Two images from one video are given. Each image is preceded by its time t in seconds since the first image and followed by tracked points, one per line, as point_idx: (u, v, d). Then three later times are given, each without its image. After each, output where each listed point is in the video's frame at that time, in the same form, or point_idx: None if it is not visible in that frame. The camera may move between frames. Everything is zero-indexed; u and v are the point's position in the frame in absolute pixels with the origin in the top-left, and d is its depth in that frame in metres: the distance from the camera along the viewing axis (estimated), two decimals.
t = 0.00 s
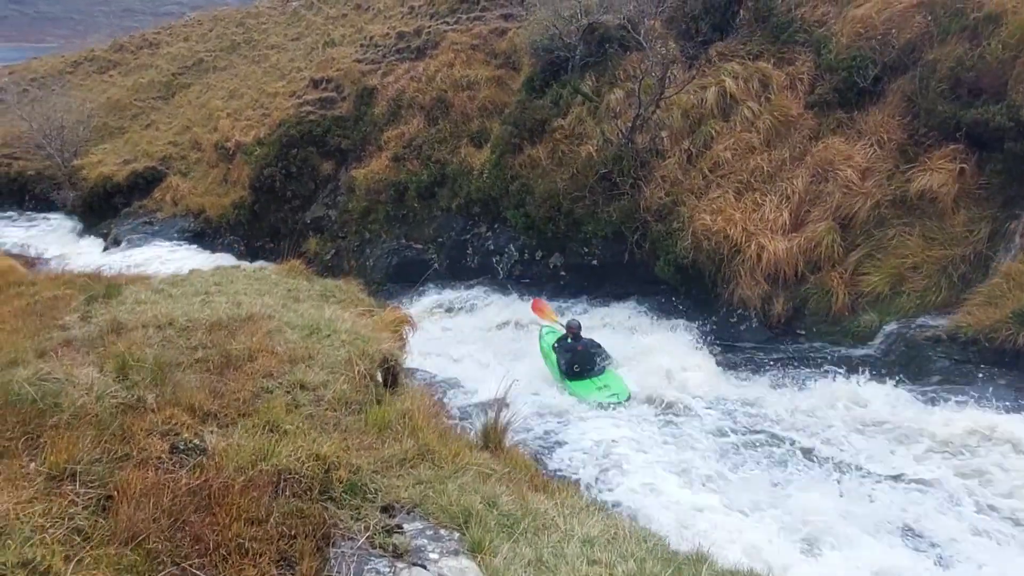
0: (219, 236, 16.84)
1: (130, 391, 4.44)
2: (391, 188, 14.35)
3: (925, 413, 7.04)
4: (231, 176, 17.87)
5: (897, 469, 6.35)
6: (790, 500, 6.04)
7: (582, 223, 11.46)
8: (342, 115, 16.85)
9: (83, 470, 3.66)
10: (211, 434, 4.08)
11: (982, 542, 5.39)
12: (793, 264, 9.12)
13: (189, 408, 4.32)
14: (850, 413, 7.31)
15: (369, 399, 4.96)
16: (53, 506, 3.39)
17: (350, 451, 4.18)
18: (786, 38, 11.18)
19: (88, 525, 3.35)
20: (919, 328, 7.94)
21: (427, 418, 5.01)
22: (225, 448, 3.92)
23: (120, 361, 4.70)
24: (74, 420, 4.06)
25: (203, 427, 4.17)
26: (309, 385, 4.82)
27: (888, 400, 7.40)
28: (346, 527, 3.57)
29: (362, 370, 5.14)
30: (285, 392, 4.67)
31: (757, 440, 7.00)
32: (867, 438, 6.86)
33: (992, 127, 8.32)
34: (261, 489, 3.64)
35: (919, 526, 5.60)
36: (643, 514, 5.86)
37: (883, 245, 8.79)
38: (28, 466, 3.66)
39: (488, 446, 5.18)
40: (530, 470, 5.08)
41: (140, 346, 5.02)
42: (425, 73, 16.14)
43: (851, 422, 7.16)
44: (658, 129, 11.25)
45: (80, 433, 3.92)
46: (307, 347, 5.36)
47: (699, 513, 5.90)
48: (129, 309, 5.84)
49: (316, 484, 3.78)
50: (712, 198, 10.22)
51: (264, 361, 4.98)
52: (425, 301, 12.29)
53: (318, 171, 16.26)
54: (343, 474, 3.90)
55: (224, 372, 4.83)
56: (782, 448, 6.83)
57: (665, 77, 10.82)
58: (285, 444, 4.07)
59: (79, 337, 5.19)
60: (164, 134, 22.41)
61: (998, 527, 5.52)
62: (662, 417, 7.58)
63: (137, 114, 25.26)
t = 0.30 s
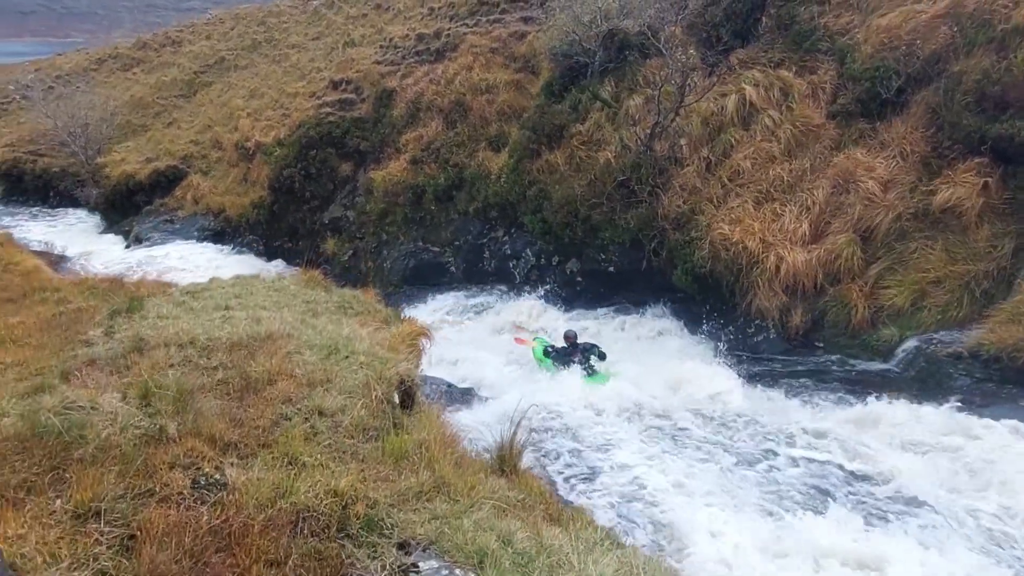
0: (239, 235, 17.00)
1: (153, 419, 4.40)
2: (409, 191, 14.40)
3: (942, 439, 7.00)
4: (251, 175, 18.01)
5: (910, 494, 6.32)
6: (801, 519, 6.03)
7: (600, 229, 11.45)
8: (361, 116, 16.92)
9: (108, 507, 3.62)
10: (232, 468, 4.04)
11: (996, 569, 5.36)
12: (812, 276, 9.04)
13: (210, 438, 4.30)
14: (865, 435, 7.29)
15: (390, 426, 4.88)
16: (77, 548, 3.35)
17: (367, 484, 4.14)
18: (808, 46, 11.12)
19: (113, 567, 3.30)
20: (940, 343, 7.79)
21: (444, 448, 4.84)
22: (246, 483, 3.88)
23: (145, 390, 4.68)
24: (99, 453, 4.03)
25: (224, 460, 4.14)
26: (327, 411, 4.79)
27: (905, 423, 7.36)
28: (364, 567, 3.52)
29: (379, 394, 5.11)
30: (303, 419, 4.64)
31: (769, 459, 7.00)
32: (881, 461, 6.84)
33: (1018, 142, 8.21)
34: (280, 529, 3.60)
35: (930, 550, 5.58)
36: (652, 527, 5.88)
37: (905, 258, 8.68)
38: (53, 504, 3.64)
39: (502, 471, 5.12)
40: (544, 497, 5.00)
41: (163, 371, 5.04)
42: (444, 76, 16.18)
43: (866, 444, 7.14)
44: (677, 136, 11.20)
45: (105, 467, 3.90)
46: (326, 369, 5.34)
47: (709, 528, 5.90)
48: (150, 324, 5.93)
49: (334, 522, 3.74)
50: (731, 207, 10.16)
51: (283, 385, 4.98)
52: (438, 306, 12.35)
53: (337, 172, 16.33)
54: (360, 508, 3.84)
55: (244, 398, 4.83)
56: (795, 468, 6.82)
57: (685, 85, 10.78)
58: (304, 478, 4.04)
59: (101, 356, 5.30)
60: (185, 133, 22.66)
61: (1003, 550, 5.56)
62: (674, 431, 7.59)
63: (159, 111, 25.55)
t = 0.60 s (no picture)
0: (264, 235, 17.20)
1: (184, 446, 4.48)
2: (432, 195, 14.46)
3: (960, 458, 6.97)
4: (276, 176, 18.19)
5: (926, 516, 6.31)
6: (814, 541, 6.06)
7: (621, 237, 11.44)
8: (385, 120, 17.02)
9: (142, 540, 3.67)
10: (260, 499, 4.11)
11: None
12: (836, 290, 8.97)
13: (238, 467, 4.37)
14: (881, 453, 7.28)
15: (414, 456, 4.89)
16: None
17: (390, 514, 4.18)
18: (835, 57, 11.04)
19: None
20: (966, 362, 7.73)
21: (467, 477, 4.81)
22: (274, 515, 3.94)
23: (175, 415, 4.75)
24: (132, 483, 4.09)
25: (252, 489, 4.21)
26: (352, 437, 4.87)
27: (922, 441, 7.34)
28: None
29: (402, 418, 5.17)
30: (328, 447, 4.72)
31: (784, 478, 7.02)
32: (898, 480, 6.84)
33: None
34: (308, 564, 3.66)
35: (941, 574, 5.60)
36: (662, 548, 5.97)
37: (931, 275, 8.54)
38: (90, 535, 3.69)
39: (522, 495, 5.08)
40: (563, 523, 4.93)
41: (192, 395, 5.13)
42: (468, 80, 16.24)
43: (882, 463, 7.14)
44: (701, 146, 11.17)
45: (139, 498, 3.96)
46: (350, 393, 5.41)
47: (723, 552, 5.95)
48: (180, 340, 6.07)
49: (360, 556, 3.79)
50: (754, 218, 10.11)
51: (309, 410, 5.07)
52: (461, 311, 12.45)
53: (361, 174, 16.44)
54: (384, 542, 3.89)
55: (270, 424, 4.93)
56: (810, 489, 6.83)
57: (710, 96, 10.75)
58: (329, 509, 4.10)
59: (133, 374, 5.44)
60: (212, 133, 22.98)
61: None
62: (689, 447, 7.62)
63: (187, 111, 25.88)
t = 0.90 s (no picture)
0: (289, 236, 17.34)
1: (219, 466, 4.58)
2: (456, 201, 14.53)
3: (980, 482, 6.95)
4: (303, 178, 18.38)
5: (940, 540, 6.34)
6: (827, 566, 6.10)
7: (646, 248, 11.44)
8: (412, 125, 17.13)
9: (182, 563, 3.78)
10: (292, 523, 4.21)
11: None
12: (864, 307, 8.90)
13: (270, 489, 4.48)
14: (899, 477, 7.25)
15: (441, 479, 4.95)
16: None
17: (415, 539, 4.26)
18: (867, 71, 10.98)
19: None
20: (997, 385, 7.57)
21: (491, 501, 4.84)
22: (305, 540, 4.05)
23: (210, 433, 4.86)
24: (170, 504, 4.19)
25: (284, 513, 4.32)
26: (378, 457, 4.96)
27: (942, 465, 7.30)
28: None
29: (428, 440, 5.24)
30: (356, 468, 4.82)
31: (799, 497, 7.06)
32: (913, 503, 6.85)
33: None
34: None
35: None
36: (673, 567, 6.04)
37: (962, 293, 8.44)
38: (132, 558, 3.78)
39: (544, 518, 5.14)
40: (585, 549, 4.93)
41: (226, 413, 5.27)
42: (495, 87, 16.32)
43: (899, 485, 7.15)
44: (727, 158, 11.13)
45: (178, 520, 4.07)
46: (377, 412, 5.50)
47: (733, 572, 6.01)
48: (213, 353, 6.24)
49: None
50: (781, 232, 10.05)
51: (337, 430, 5.17)
52: (487, 322, 12.32)
53: (386, 178, 16.55)
54: (410, 568, 3.97)
55: (300, 443, 5.04)
56: (825, 509, 6.87)
57: (738, 108, 10.72)
58: (357, 534, 4.19)
59: (168, 389, 5.61)
60: (241, 135, 23.33)
61: None
62: (705, 462, 7.70)
63: (217, 113, 26.32)
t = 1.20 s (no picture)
0: (314, 242, 17.32)
1: (249, 483, 4.67)
2: (481, 209, 14.57)
3: (1006, 506, 6.84)
4: (329, 184, 18.55)
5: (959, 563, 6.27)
6: None
7: (669, 260, 11.42)
8: (437, 133, 17.22)
9: None
10: (320, 542, 4.28)
11: None
12: (891, 326, 8.78)
13: (298, 507, 4.55)
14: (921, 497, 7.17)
15: (466, 500, 4.99)
16: None
17: (440, 561, 4.29)
18: (898, 86, 10.90)
19: None
20: None
21: (515, 522, 4.85)
22: (332, 559, 4.11)
23: (241, 450, 4.95)
24: (203, 521, 4.28)
25: (312, 531, 4.39)
26: (404, 476, 5.01)
27: (966, 487, 7.19)
28: None
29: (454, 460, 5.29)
30: (382, 485, 4.89)
31: (815, 515, 7.04)
32: (934, 525, 6.78)
33: None
34: None
35: None
36: None
37: (993, 314, 8.28)
38: None
39: (566, 539, 5.17)
40: (607, 570, 4.94)
41: (256, 429, 5.38)
42: (521, 97, 16.37)
43: (920, 506, 7.07)
44: (754, 172, 11.06)
45: (211, 539, 4.16)
46: (402, 430, 5.56)
47: None
48: (244, 366, 6.39)
49: None
50: (807, 248, 9.98)
51: (365, 448, 5.24)
52: (503, 325, 12.60)
53: (411, 186, 16.64)
54: None
55: (327, 460, 5.13)
56: (842, 528, 6.83)
57: (766, 122, 10.66)
58: (383, 554, 4.25)
59: (199, 401, 5.76)
60: (270, 140, 23.64)
61: None
62: (725, 481, 7.65)
63: (246, 117, 26.68)
